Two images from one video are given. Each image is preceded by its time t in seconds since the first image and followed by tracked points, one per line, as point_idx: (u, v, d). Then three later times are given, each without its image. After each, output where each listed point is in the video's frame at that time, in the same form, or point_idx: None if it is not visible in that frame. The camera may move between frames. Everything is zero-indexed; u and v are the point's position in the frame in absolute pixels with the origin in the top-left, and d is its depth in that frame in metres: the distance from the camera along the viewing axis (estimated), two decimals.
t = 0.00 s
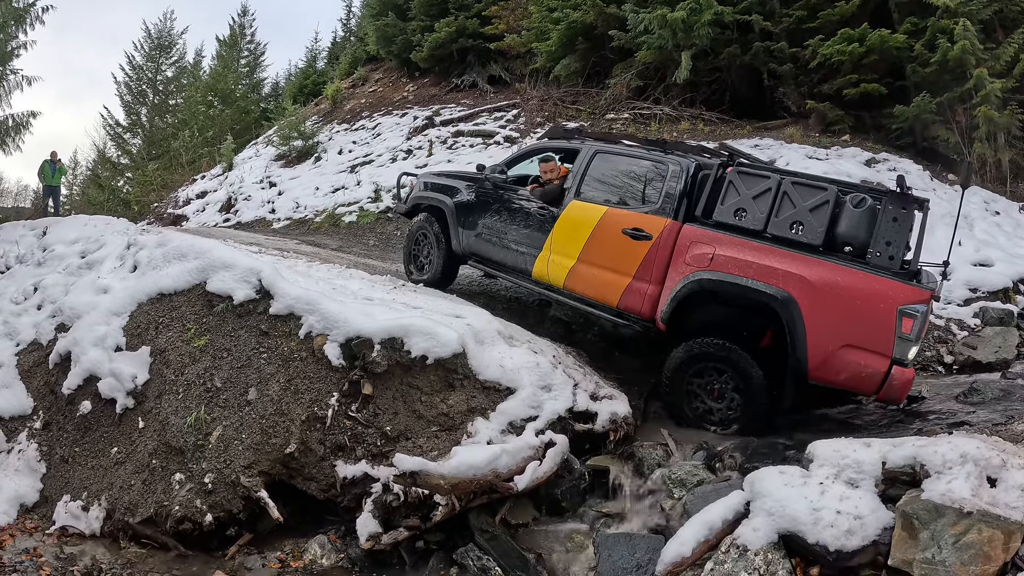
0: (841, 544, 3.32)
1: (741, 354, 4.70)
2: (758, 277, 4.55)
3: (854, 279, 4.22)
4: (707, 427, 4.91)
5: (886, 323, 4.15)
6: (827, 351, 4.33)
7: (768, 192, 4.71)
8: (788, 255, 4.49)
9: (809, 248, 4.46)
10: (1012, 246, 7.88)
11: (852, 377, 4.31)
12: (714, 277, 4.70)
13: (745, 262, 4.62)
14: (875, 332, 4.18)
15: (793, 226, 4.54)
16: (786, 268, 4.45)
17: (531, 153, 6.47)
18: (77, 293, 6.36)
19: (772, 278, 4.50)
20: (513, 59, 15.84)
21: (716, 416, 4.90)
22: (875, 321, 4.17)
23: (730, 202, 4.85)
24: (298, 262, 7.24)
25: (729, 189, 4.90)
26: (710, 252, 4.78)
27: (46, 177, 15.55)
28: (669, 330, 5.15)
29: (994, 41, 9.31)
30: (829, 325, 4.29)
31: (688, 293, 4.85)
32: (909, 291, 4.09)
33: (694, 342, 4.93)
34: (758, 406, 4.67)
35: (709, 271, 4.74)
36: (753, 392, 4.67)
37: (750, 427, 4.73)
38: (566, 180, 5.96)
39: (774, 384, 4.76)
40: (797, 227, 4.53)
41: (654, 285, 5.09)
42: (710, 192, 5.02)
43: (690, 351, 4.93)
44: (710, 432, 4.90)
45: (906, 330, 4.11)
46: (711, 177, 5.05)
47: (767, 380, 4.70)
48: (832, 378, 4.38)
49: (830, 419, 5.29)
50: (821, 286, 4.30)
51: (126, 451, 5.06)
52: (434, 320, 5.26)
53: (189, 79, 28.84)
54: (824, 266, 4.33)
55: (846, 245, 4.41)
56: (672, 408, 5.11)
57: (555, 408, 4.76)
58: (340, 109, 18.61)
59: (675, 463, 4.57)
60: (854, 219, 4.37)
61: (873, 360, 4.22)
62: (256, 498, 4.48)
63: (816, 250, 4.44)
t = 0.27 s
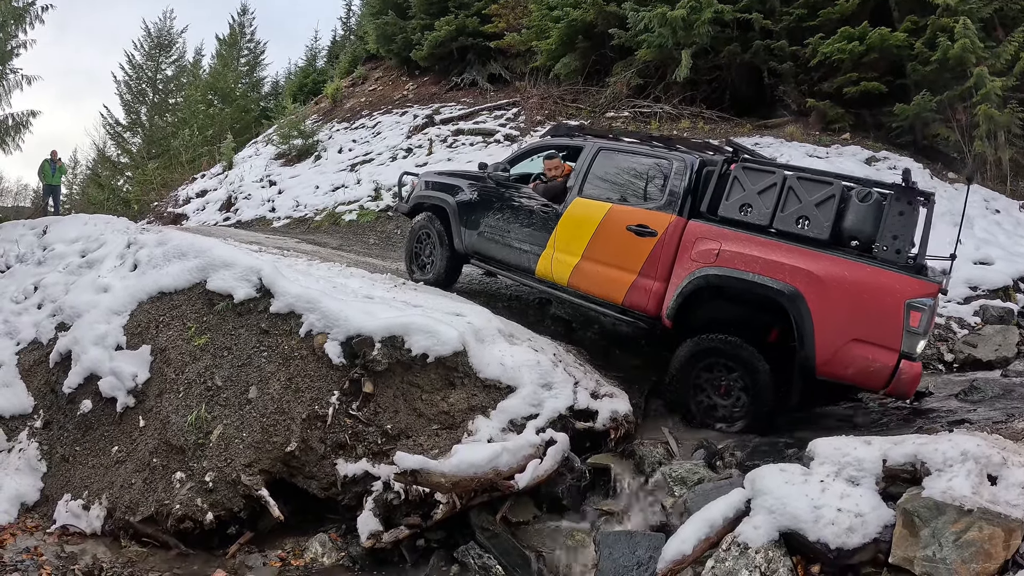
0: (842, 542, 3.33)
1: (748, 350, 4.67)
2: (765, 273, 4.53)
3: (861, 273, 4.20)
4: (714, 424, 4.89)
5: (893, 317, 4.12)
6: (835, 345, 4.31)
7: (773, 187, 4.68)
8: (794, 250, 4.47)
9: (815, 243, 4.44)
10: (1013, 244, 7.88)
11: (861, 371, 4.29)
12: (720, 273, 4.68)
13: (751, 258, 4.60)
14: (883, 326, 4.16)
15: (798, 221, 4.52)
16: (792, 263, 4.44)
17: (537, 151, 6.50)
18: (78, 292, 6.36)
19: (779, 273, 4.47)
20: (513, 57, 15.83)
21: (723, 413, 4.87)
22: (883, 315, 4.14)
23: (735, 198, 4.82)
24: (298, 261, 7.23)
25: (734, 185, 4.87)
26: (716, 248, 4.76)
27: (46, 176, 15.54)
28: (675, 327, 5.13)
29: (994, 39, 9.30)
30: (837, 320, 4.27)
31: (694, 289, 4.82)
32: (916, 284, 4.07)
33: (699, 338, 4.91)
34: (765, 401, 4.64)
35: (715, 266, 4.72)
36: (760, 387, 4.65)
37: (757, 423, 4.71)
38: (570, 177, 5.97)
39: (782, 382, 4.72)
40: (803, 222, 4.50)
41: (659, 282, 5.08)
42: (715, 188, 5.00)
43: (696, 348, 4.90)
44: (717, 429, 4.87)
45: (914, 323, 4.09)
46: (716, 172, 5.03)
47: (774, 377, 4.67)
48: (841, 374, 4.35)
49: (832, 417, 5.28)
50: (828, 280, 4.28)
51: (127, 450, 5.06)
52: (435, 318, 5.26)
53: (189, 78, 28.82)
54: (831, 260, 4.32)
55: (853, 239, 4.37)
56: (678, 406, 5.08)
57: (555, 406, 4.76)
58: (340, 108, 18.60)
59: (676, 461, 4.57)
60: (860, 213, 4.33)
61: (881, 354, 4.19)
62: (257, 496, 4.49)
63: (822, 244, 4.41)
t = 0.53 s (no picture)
0: (842, 540, 3.33)
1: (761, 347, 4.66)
2: (779, 270, 4.51)
3: (877, 271, 4.20)
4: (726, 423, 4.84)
5: (909, 314, 4.12)
6: (851, 343, 4.29)
7: (786, 184, 4.68)
8: (808, 247, 4.46)
9: (829, 240, 4.44)
10: (1013, 243, 7.88)
11: (876, 370, 4.27)
12: (734, 271, 4.65)
13: (764, 255, 4.57)
14: (898, 323, 4.15)
15: (812, 218, 4.51)
16: (807, 260, 4.42)
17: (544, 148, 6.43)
18: (78, 292, 6.36)
19: (793, 270, 4.46)
20: (513, 56, 15.83)
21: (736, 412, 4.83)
22: (899, 312, 4.14)
23: (748, 195, 4.79)
24: (298, 260, 7.23)
25: (746, 182, 4.85)
26: (728, 245, 4.72)
27: (46, 176, 15.54)
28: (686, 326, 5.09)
29: (994, 38, 9.30)
30: (852, 317, 4.26)
31: (707, 287, 4.79)
32: (932, 281, 4.07)
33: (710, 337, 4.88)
34: (780, 398, 4.62)
35: (729, 264, 4.69)
36: (774, 384, 4.62)
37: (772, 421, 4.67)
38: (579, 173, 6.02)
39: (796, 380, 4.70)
40: (816, 219, 4.50)
41: (671, 280, 5.03)
42: (727, 185, 4.97)
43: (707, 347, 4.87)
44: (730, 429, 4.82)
45: (930, 320, 4.08)
46: (727, 170, 5.00)
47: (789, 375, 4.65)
48: (856, 371, 4.34)
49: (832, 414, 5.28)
50: (844, 277, 4.27)
51: (127, 449, 5.07)
52: (435, 317, 5.27)
53: (189, 77, 28.81)
54: (847, 257, 4.31)
55: (867, 236, 4.38)
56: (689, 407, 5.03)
57: (555, 405, 4.77)
58: (340, 107, 18.60)
59: (675, 459, 4.57)
60: (874, 210, 4.35)
61: (896, 352, 4.19)
62: (257, 495, 4.49)
63: (836, 241, 4.41)
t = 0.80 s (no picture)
0: (841, 539, 3.34)
1: (777, 343, 4.62)
2: (794, 267, 4.49)
3: (893, 268, 4.19)
4: (740, 421, 4.80)
5: (926, 311, 4.11)
6: (867, 340, 4.29)
7: (800, 180, 4.65)
8: (824, 244, 4.44)
9: (845, 237, 4.43)
10: (1012, 242, 7.88)
11: (893, 367, 4.26)
12: (748, 268, 4.62)
13: (779, 252, 4.54)
14: (916, 320, 4.14)
15: (827, 215, 4.50)
16: (822, 257, 4.40)
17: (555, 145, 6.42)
18: (78, 291, 6.36)
19: (808, 267, 4.44)
20: (512, 55, 15.82)
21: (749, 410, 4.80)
22: (916, 308, 4.13)
23: (761, 191, 4.76)
24: (298, 259, 7.23)
25: (759, 179, 4.81)
26: (742, 243, 4.69)
27: (46, 176, 15.53)
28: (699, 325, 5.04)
29: (994, 37, 9.30)
30: (869, 314, 4.26)
31: (720, 285, 4.75)
32: (948, 278, 4.07)
33: (723, 333, 4.84)
34: (795, 397, 4.58)
35: (743, 261, 4.65)
36: (790, 382, 4.59)
37: (787, 419, 4.63)
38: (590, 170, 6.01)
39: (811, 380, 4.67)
40: (831, 215, 4.48)
41: (684, 278, 4.97)
42: (740, 182, 4.93)
43: (721, 343, 4.83)
44: (744, 427, 4.79)
45: (946, 317, 4.07)
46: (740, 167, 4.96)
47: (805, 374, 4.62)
48: (872, 369, 4.32)
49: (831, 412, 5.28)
50: (860, 274, 4.26)
51: (127, 449, 5.07)
52: (434, 316, 5.27)
53: (189, 77, 28.80)
54: (863, 253, 4.30)
55: (882, 232, 4.39)
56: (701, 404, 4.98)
57: (555, 404, 4.77)
58: (340, 107, 18.59)
59: (675, 459, 4.57)
60: (889, 206, 4.36)
61: (913, 349, 4.18)
62: (257, 494, 4.50)
63: (852, 238, 4.41)
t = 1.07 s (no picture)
0: (840, 538, 3.34)
1: (794, 341, 4.58)
2: (809, 263, 4.44)
3: (909, 263, 4.17)
4: (753, 419, 4.75)
5: (941, 306, 4.10)
6: (884, 336, 4.26)
7: (813, 176, 4.59)
8: (838, 240, 4.40)
9: (859, 233, 4.38)
10: (1012, 241, 7.89)
11: (910, 364, 4.24)
12: (763, 265, 4.56)
13: (793, 249, 4.50)
14: (931, 316, 4.13)
15: (841, 211, 4.44)
16: (837, 253, 4.36)
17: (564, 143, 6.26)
18: (78, 291, 6.37)
19: (823, 264, 4.39)
20: (512, 54, 15.82)
21: (762, 407, 4.76)
22: (932, 304, 4.11)
23: (774, 188, 4.70)
24: (298, 259, 7.23)
25: (772, 175, 4.75)
26: (756, 239, 4.63)
27: (46, 175, 15.54)
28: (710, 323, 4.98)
29: (994, 36, 9.30)
30: (885, 311, 4.23)
31: (735, 282, 4.68)
32: (963, 273, 4.08)
33: (739, 330, 4.78)
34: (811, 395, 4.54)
35: (757, 258, 4.59)
36: (806, 380, 4.54)
37: (801, 418, 4.59)
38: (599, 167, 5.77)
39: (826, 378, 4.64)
40: (845, 212, 4.43)
41: (696, 276, 4.89)
42: (753, 179, 4.87)
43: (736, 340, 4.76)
44: (756, 425, 4.74)
45: (962, 312, 4.08)
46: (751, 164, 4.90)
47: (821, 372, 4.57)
48: (888, 365, 4.30)
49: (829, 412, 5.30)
50: (876, 270, 4.23)
51: (127, 448, 5.08)
52: (434, 315, 5.27)
53: (188, 76, 28.80)
54: (878, 249, 4.27)
55: (897, 228, 4.34)
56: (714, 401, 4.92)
57: (554, 403, 4.77)
58: (339, 106, 18.60)
59: (675, 457, 4.57)
60: (903, 202, 4.32)
61: (929, 344, 4.17)
62: (257, 493, 4.51)
63: (866, 234, 4.36)
